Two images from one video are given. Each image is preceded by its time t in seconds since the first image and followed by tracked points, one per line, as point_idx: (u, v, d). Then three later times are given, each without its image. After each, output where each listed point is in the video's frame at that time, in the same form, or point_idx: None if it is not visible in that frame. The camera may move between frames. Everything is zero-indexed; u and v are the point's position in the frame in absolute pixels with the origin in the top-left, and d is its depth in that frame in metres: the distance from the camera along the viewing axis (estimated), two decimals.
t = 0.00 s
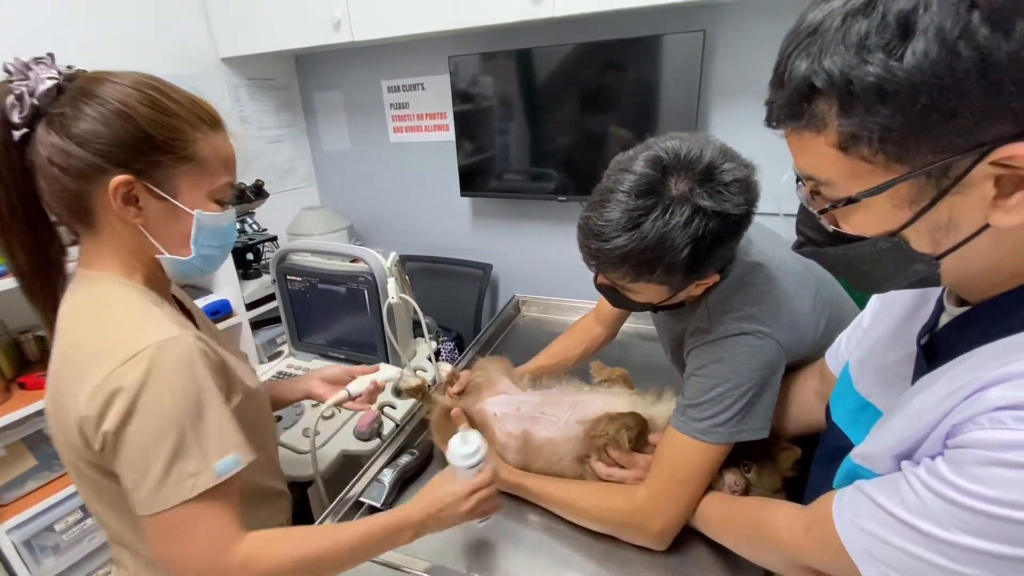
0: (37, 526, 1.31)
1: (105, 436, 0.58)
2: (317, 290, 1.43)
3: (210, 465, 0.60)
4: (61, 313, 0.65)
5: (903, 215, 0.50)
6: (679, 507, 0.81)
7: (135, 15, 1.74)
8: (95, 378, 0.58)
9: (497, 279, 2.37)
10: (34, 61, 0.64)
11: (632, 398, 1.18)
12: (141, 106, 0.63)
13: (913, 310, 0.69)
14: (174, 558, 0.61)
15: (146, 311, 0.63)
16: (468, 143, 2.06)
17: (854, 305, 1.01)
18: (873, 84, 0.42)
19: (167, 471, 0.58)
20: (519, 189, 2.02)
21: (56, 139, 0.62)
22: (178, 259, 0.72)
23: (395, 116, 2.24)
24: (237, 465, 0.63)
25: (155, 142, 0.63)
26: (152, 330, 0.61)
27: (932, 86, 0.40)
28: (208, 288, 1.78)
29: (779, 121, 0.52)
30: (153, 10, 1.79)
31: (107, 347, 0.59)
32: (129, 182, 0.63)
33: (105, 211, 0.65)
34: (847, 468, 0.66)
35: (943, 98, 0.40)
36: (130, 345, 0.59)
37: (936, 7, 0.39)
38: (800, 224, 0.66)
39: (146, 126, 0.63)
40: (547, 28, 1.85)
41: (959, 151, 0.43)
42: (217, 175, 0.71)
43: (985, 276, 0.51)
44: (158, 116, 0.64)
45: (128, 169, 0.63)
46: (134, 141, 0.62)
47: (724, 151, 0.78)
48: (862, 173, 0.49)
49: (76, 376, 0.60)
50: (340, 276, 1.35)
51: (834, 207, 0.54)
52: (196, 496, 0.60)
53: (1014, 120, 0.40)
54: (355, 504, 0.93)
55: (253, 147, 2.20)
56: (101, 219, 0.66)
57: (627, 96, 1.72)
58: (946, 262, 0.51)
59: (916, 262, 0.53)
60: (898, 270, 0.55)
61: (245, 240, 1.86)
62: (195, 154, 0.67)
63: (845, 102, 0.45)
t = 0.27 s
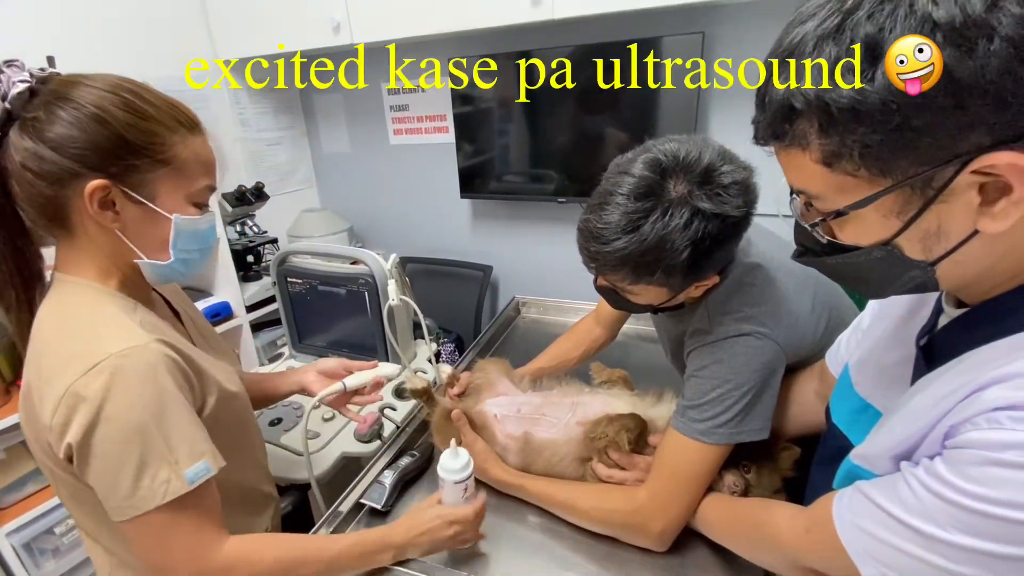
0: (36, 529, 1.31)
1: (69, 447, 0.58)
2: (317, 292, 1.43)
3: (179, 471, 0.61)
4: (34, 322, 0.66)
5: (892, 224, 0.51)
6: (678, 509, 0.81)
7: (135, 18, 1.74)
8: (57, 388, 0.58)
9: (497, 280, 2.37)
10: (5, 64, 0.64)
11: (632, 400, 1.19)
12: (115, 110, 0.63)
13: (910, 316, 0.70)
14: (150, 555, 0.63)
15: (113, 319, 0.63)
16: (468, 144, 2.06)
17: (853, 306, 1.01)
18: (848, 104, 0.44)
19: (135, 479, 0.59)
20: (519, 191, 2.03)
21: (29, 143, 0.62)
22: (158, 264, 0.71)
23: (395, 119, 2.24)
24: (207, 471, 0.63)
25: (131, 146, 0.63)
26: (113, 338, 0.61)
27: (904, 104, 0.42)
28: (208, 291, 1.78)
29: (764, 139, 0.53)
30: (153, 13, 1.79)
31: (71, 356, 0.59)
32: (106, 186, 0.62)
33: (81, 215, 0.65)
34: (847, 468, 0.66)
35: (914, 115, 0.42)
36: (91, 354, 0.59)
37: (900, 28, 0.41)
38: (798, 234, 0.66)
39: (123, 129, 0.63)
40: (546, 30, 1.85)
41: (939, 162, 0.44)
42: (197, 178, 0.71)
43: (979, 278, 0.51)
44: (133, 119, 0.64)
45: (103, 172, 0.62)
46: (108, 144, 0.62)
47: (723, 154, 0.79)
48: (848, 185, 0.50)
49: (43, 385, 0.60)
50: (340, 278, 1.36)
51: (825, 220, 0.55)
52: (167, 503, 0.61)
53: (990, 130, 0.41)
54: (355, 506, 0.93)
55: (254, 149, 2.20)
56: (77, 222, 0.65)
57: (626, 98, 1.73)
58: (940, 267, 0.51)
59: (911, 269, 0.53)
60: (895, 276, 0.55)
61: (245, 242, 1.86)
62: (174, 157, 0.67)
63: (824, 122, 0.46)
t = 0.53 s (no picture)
0: (31, 533, 1.30)
1: (48, 446, 0.58)
2: (316, 293, 1.43)
3: (142, 484, 0.60)
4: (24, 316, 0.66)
5: (892, 230, 0.50)
6: (680, 510, 0.81)
7: (133, 19, 1.73)
8: (43, 386, 0.58)
9: (496, 281, 2.36)
10: None
11: (632, 401, 1.18)
12: (104, 110, 0.62)
13: (910, 320, 0.70)
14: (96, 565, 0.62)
15: (106, 320, 0.63)
16: (467, 145, 2.06)
17: (853, 307, 1.01)
18: (841, 115, 0.43)
19: (97, 488, 0.58)
20: (518, 192, 2.02)
21: (20, 145, 0.61)
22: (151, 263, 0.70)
23: (393, 120, 2.24)
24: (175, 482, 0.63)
25: (121, 145, 0.63)
26: (102, 340, 0.61)
27: (897, 113, 0.41)
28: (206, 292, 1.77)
29: (762, 149, 0.53)
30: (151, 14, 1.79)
31: (59, 355, 0.59)
32: (96, 184, 0.62)
33: (72, 216, 0.64)
34: (850, 471, 0.66)
35: (907, 124, 0.42)
36: (79, 357, 0.58)
37: (890, 39, 0.41)
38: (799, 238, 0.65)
39: (113, 129, 0.62)
40: (545, 31, 1.85)
41: (936, 168, 0.44)
42: (187, 178, 0.70)
43: (980, 281, 0.51)
44: (123, 119, 0.63)
45: (95, 172, 0.62)
46: (98, 143, 0.62)
47: (724, 155, 0.78)
48: (847, 194, 0.49)
49: (32, 385, 0.60)
50: (339, 279, 1.35)
51: (825, 228, 0.55)
52: (122, 514, 0.60)
53: (984, 137, 0.41)
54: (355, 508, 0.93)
55: (252, 151, 2.20)
56: (67, 224, 0.65)
57: (626, 99, 1.73)
58: (942, 272, 0.51)
59: (913, 274, 0.53)
60: (896, 281, 0.55)
61: (243, 244, 1.86)
62: (163, 157, 0.67)
63: (820, 132, 0.46)
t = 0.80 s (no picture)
0: (25, 537, 1.29)
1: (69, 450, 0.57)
2: (313, 294, 1.42)
3: (179, 467, 0.59)
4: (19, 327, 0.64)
5: (890, 233, 0.51)
6: (679, 510, 0.81)
7: (128, 18, 1.72)
8: (50, 393, 0.57)
9: (494, 282, 2.36)
10: None
11: (631, 402, 1.19)
12: (83, 108, 0.61)
13: (907, 320, 0.70)
14: (155, 556, 0.61)
15: (101, 321, 0.62)
16: (464, 146, 2.06)
17: (850, 307, 1.02)
18: (838, 120, 0.44)
19: (136, 478, 0.58)
20: (515, 192, 2.02)
21: None
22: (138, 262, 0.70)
23: (390, 120, 2.24)
24: (207, 465, 0.62)
25: (101, 142, 0.62)
26: (104, 338, 0.60)
27: (894, 118, 0.42)
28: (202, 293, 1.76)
29: (760, 153, 0.53)
30: (146, 12, 1.78)
31: (62, 359, 0.58)
32: (78, 183, 0.61)
33: (55, 218, 0.64)
34: (848, 471, 0.66)
35: (903, 128, 0.42)
36: (81, 356, 0.58)
37: (886, 44, 0.41)
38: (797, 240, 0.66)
39: (91, 126, 0.61)
40: (543, 32, 1.85)
41: (932, 172, 0.44)
42: (172, 174, 0.69)
43: (978, 283, 0.51)
44: (102, 116, 0.62)
45: (75, 171, 0.61)
46: (77, 141, 0.61)
47: (723, 156, 0.79)
48: (845, 198, 0.50)
49: (36, 389, 0.59)
50: (336, 280, 1.35)
51: (823, 232, 0.56)
52: (168, 500, 0.60)
53: (980, 141, 0.41)
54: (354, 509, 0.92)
55: (249, 150, 2.19)
56: (51, 226, 0.64)
57: (624, 100, 1.73)
58: (940, 273, 0.51)
59: (911, 275, 0.53)
60: (895, 282, 0.55)
61: (239, 244, 1.85)
62: (145, 153, 0.66)
63: (818, 136, 0.46)
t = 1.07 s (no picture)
0: (19, 537, 1.28)
1: (87, 452, 0.57)
2: (308, 294, 1.42)
3: (199, 469, 0.60)
4: (30, 330, 0.64)
5: (878, 236, 0.51)
6: (673, 509, 0.82)
7: (122, 16, 1.71)
8: (69, 395, 0.57)
9: (488, 282, 2.37)
10: None
11: (624, 402, 1.19)
12: (97, 110, 0.61)
13: (895, 322, 0.71)
14: (173, 557, 0.62)
15: (116, 322, 0.62)
16: (459, 146, 2.06)
17: (841, 308, 1.03)
18: (827, 125, 0.44)
19: (157, 480, 0.58)
20: (511, 193, 2.03)
21: (11, 145, 0.61)
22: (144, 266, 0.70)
23: (385, 120, 2.23)
24: (226, 466, 0.63)
25: (113, 145, 0.62)
26: (122, 340, 0.60)
27: (881, 122, 0.42)
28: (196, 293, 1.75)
29: (751, 156, 0.54)
30: (140, 11, 1.77)
31: (80, 360, 0.58)
32: (88, 186, 0.61)
33: (64, 218, 0.64)
34: (837, 470, 0.67)
35: (891, 133, 0.43)
36: (98, 359, 0.58)
37: (874, 50, 0.41)
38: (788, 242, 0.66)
39: (104, 128, 0.61)
40: (537, 33, 1.86)
41: (920, 176, 0.45)
42: (182, 177, 0.68)
43: (965, 286, 0.52)
44: (115, 117, 0.62)
45: (85, 172, 0.61)
46: (90, 143, 0.61)
47: (717, 158, 0.79)
48: (834, 201, 0.50)
49: (52, 391, 0.59)
50: (331, 280, 1.35)
51: (813, 234, 0.56)
52: (189, 501, 0.60)
53: (966, 146, 0.42)
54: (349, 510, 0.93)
55: (243, 150, 2.18)
56: (59, 226, 0.65)
57: (618, 101, 1.74)
58: (928, 276, 0.52)
59: (900, 278, 0.54)
60: (884, 284, 0.56)
61: (234, 244, 1.84)
62: (156, 156, 0.65)
63: (808, 140, 0.47)
